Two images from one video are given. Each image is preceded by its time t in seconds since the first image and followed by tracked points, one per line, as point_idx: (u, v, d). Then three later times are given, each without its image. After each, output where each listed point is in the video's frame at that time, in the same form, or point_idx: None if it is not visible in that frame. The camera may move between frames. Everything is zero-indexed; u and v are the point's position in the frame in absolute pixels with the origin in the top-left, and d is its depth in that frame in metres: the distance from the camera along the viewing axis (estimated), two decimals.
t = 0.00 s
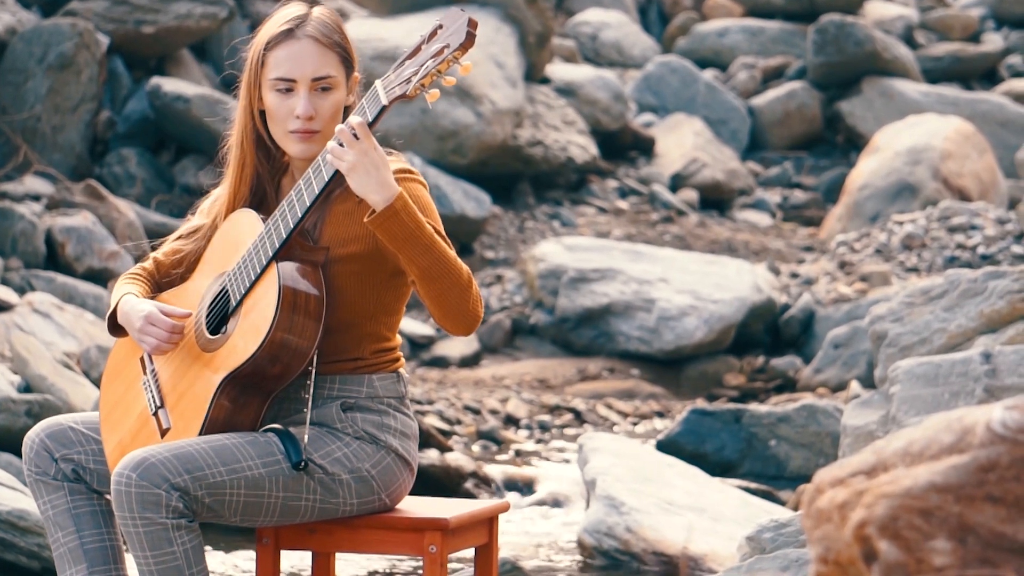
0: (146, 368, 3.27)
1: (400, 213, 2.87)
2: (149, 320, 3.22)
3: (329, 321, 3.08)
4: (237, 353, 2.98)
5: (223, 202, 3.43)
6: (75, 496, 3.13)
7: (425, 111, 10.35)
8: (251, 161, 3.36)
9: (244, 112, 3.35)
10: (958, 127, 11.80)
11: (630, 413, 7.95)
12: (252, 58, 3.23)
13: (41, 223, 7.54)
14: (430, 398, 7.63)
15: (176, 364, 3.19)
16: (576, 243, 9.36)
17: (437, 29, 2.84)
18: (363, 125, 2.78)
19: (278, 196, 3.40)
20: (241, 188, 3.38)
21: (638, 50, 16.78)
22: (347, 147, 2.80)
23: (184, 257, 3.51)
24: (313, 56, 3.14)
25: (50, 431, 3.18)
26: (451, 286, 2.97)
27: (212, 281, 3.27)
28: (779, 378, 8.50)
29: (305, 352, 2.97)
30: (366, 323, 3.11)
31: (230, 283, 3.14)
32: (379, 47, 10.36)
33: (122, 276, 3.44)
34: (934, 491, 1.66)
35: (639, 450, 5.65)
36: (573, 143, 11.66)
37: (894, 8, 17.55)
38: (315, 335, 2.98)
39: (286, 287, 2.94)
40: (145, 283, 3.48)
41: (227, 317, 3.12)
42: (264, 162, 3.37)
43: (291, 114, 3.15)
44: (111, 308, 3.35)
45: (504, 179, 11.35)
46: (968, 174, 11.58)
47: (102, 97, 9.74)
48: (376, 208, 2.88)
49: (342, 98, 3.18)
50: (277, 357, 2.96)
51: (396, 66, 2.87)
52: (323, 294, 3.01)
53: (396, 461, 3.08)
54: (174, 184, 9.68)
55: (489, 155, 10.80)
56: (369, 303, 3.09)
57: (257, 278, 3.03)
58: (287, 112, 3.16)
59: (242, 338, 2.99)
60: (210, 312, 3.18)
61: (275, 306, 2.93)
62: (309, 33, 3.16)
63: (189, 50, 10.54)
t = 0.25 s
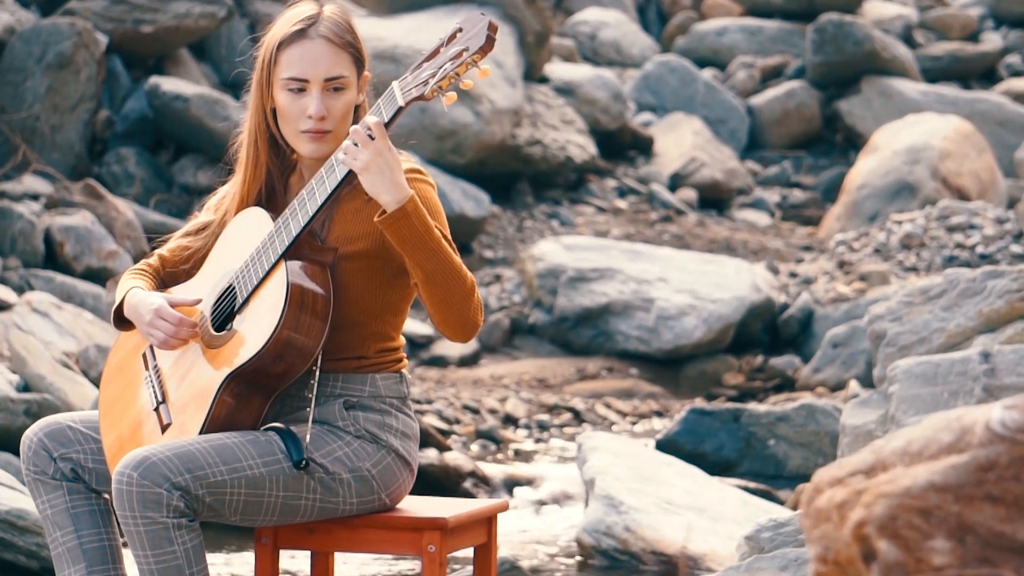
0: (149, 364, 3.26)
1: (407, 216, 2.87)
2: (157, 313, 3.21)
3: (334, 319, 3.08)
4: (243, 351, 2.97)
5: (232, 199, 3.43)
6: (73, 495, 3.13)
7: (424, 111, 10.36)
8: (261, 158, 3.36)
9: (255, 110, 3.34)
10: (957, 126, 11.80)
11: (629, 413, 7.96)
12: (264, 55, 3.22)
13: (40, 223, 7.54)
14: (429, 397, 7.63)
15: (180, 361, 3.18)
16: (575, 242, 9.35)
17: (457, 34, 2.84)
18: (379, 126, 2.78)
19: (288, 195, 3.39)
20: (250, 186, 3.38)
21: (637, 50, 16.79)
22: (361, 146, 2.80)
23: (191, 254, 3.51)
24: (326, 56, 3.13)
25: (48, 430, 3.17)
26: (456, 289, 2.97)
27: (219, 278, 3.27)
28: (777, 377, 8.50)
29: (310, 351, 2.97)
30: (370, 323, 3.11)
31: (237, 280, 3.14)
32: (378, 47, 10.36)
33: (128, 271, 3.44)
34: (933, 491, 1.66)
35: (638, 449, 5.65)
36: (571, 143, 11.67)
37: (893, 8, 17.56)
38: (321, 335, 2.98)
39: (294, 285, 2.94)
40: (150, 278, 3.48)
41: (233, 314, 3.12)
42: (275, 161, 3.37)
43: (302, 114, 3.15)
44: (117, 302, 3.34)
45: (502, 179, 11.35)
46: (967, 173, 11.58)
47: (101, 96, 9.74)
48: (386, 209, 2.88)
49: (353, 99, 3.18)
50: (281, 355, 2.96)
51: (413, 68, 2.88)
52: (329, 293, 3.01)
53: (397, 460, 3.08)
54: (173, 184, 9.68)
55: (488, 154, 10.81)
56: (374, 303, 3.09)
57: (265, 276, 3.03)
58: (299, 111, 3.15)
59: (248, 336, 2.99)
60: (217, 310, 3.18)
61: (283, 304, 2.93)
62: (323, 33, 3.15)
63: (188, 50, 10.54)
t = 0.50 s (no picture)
0: (149, 362, 3.26)
1: (407, 219, 2.87)
2: (158, 313, 3.21)
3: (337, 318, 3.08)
4: (244, 350, 2.97)
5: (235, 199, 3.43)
6: (72, 495, 3.12)
7: (423, 111, 10.36)
8: (265, 159, 3.36)
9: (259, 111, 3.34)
10: (956, 126, 11.81)
11: (627, 412, 7.96)
12: (269, 58, 3.21)
13: (39, 222, 7.54)
14: (428, 397, 7.63)
15: (181, 359, 3.18)
16: (574, 241, 9.35)
17: (466, 35, 2.83)
18: (383, 129, 2.79)
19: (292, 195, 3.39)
20: (254, 186, 3.38)
21: (636, 49, 16.79)
22: (364, 149, 2.80)
23: (194, 253, 3.51)
24: (330, 59, 3.13)
25: (47, 429, 3.17)
26: (459, 290, 2.98)
27: (220, 277, 3.26)
28: (776, 377, 8.51)
29: (312, 351, 2.97)
30: (373, 323, 3.11)
31: (240, 279, 3.14)
32: (377, 46, 10.36)
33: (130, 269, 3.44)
34: (933, 490, 1.65)
35: (638, 449, 5.65)
36: (570, 143, 11.67)
37: (892, 7, 17.56)
38: (323, 335, 2.98)
39: (298, 283, 2.94)
40: (152, 277, 3.48)
41: (236, 313, 3.12)
42: (278, 162, 3.37)
43: (307, 117, 3.15)
44: (120, 300, 3.34)
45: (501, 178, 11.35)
46: (966, 173, 11.57)
47: (100, 96, 9.73)
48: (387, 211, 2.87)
49: (358, 101, 3.18)
50: (282, 354, 2.96)
51: (422, 70, 2.87)
52: (332, 293, 3.01)
53: (396, 460, 3.08)
54: (171, 183, 9.68)
55: (487, 153, 10.81)
56: (377, 303, 3.09)
57: (268, 275, 3.03)
58: (304, 114, 3.15)
59: (250, 335, 2.99)
60: (219, 309, 3.18)
61: (286, 302, 2.94)
62: (327, 35, 3.14)
63: (186, 49, 10.54)
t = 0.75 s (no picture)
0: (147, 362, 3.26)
1: (400, 220, 2.86)
2: (151, 321, 3.18)
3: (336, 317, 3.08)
4: (242, 349, 2.97)
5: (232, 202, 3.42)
6: (71, 494, 3.12)
7: (422, 110, 10.36)
8: (261, 162, 3.36)
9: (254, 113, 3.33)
10: (955, 125, 11.81)
11: (626, 412, 7.96)
12: (261, 61, 3.21)
13: (38, 221, 7.53)
14: (427, 396, 7.64)
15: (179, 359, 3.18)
16: (573, 241, 9.35)
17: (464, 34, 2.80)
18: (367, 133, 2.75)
19: (290, 194, 3.39)
20: (251, 188, 3.38)
21: (635, 48, 16.79)
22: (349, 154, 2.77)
23: (192, 253, 3.51)
24: (323, 59, 3.13)
25: (46, 428, 3.17)
26: (455, 289, 2.98)
27: (218, 277, 3.26)
28: (775, 376, 8.51)
29: (310, 350, 2.97)
30: (371, 322, 3.11)
31: (239, 279, 3.14)
32: (376, 45, 10.36)
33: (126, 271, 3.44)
34: (931, 489, 1.65)
35: (638, 449, 5.65)
36: (569, 142, 11.67)
37: (891, 6, 17.55)
38: (322, 333, 2.98)
39: (296, 282, 2.94)
40: (148, 278, 3.47)
41: (235, 312, 3.12)
42: (275, 164, 3.37)
43: (304, 117, 3.14)
44: (115, 305, 3.34)
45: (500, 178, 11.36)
46: (965, 172, 11.57)
47: (99, 95, 9.73)
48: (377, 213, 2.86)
49: (353, 98, 3.17)
50: (281, 353, 2.96)
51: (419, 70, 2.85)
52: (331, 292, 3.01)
53: (395, 460, 3.08)
54: (171, 182, 9.68)
55: (487, 153, 10.81)
56: (376, 302, 3.09)
57: (266, 274, 3.03)
58: (300, 115, 3.14)
59: (248, 334, 2.99)
60: (218, 308, 3.18)
61: (284, 302, 2.93)
62: (318, 35, 3.14)
63: (185, 48, 10.55)
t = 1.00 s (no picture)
0: (144, 364, 3.26)
1: (391, 216, 2.86)
2: (144, 325, 3.19)
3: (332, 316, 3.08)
4: (237, 349, 2.98)
5: (224, 206, 3.42)
6: (70, 494, 3.12)
7: (421, 109, 10.37)
8: (252, 165, 3.35)
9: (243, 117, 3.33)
10: (954, 124, 11.81)
11: (625, 411, 7.96)
12: (247, 65, 3.21)
13: (38, 221, 7.53)
14: (426, 395, 7.64)
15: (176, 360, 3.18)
16: (572, 240, 9.35)
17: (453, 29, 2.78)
18: (357, 128, 2.76)
19: (283, 195, 3.39)
20: (242, 191, 3.38)
21: (634, 48, 16.80)
22: (341, 150, 2.78)
23: (188, 258, 3.51)
24: (309, 59, 3.12)
25: (46, 428, 3.17)
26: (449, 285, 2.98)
27: (214, 279, 3.26)
28: (774, 376, 8.51)
29: (306, 348, 2.97)
30: (368, 320, 3.11)
31: (233, 279, 3.14)
32: (375, 45, 10.37)
33: (120, 276, 3.44)
34: (930, 489, 1.65)
35: (636, 448, 5.65)
36: (568, 142, 11.67)
37: (890, 6, 17.55)
38: (317, 332, 2.98)
39: (290, 281, 2.94)
40: (144, 282, 3.47)
41: (230, 312, 3.12)
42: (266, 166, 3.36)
43: (293, 119, 3.14)
44: (110, 310, 3.33)
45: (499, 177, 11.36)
46: (964, 172, 11.57)
47: (97, 95, 9.72)
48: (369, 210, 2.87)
49: (342, 97, 3.17)
50: (276, 352, 2.96)
51: (410, 64, 2.84)
52: (325, 290, 3.01)
53: (394, 459, 3.08)
54: (170, 182, 9.68)
55: (485, 152, 10.81)
56: (372, 300, 3.09)
57: (260, 273, 3.03)
58: (289, 116, 3.14)
59: (244, 334, 2.99)
60: (213, 308, 3.18)
61: (278, 300, 2.93)
62: (302, 35, 3.14)
63: (185, 48, 10.55)
